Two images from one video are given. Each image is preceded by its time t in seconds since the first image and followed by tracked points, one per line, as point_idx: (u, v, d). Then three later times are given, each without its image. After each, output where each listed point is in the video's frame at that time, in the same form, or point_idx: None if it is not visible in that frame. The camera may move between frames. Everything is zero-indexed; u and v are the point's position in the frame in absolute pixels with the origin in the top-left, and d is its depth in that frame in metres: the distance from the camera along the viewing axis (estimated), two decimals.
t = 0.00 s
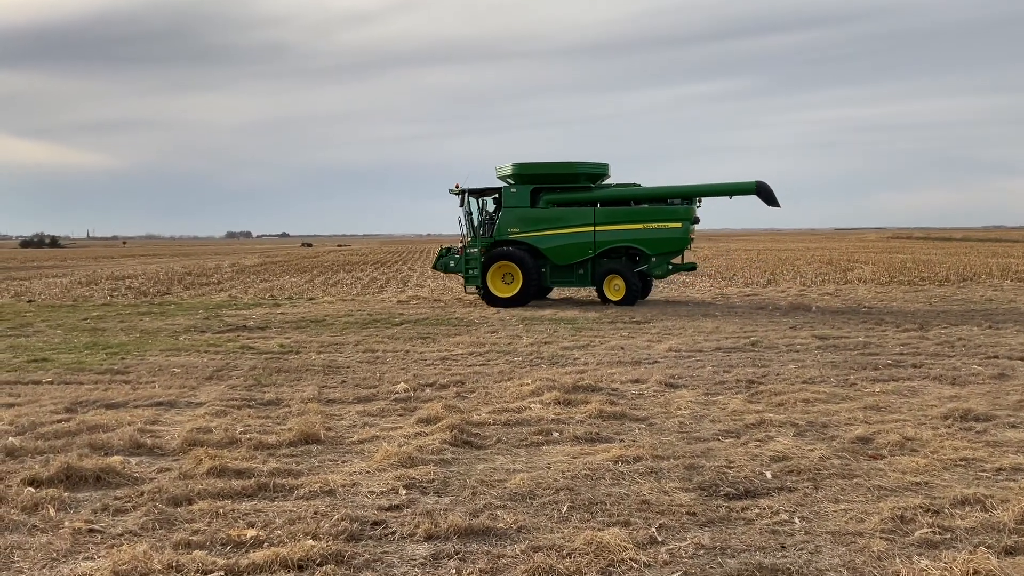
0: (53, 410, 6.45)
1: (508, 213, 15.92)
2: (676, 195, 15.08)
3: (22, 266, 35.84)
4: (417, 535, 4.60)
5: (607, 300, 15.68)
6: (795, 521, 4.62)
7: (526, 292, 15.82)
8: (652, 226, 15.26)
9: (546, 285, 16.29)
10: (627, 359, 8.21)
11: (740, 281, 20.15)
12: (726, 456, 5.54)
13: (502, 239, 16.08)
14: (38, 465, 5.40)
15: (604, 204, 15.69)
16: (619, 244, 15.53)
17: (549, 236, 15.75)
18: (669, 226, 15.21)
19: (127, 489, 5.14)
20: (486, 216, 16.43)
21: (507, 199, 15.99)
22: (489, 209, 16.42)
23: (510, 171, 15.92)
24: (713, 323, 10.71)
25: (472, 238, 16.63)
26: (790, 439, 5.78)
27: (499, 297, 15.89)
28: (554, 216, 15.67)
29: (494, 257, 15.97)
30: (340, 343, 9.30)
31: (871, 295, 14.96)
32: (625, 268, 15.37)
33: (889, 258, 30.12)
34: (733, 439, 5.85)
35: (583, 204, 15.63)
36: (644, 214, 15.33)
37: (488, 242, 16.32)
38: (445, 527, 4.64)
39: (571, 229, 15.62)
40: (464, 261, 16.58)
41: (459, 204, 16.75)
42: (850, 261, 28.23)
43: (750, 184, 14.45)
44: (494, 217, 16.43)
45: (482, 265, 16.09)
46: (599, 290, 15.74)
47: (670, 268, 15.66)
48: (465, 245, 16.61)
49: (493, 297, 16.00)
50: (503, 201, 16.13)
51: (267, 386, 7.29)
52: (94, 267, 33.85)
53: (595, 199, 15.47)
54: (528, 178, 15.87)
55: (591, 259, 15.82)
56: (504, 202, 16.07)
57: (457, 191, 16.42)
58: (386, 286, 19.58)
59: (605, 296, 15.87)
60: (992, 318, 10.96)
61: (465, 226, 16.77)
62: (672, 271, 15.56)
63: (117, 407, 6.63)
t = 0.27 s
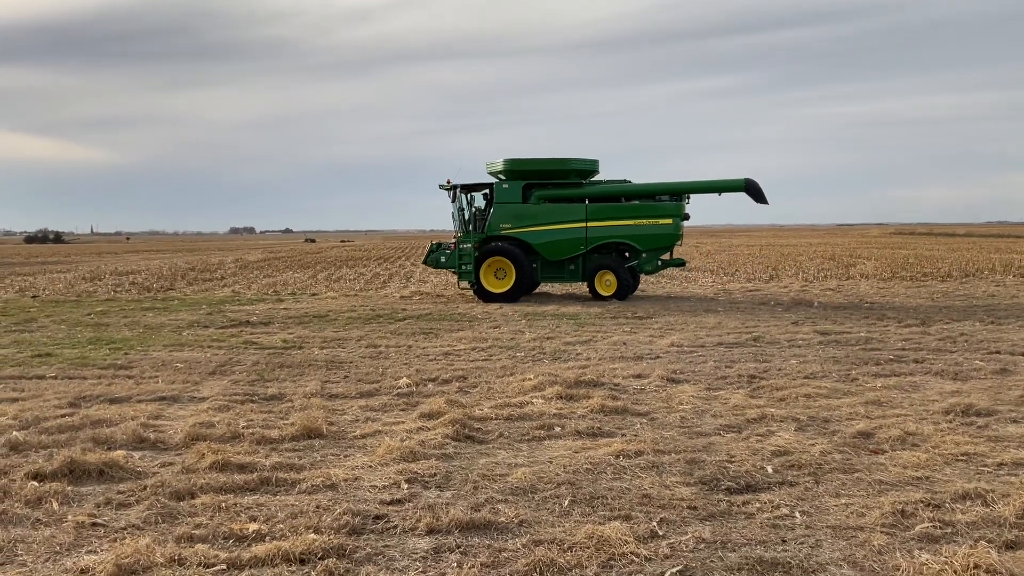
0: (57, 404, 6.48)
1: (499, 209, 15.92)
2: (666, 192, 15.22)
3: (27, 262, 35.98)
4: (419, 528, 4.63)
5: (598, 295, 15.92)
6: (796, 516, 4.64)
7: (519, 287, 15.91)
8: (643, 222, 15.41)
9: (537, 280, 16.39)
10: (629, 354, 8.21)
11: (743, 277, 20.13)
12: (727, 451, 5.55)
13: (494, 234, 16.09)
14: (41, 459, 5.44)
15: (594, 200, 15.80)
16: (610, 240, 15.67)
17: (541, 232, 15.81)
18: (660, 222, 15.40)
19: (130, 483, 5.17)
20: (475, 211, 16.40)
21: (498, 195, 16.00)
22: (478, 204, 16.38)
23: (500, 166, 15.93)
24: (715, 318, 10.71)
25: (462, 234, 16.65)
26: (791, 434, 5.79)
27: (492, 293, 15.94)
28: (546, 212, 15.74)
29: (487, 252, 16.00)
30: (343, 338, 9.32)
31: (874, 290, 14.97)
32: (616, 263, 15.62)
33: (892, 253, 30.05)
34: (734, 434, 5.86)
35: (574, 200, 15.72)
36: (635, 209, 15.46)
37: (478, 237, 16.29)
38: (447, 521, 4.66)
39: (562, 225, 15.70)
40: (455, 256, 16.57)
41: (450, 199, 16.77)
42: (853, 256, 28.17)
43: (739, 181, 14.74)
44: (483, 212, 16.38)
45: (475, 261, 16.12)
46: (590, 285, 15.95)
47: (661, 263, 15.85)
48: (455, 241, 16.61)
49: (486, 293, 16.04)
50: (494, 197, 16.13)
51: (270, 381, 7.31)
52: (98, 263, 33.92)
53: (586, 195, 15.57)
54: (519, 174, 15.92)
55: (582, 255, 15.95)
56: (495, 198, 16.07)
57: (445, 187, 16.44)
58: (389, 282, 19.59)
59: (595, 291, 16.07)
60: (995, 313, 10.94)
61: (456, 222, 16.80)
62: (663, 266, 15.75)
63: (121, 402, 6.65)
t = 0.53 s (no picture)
0: (64, 401, 6.50)
1: (495, 206, 15.96)
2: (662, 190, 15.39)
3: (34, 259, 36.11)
4: (425, 525, 4.65)
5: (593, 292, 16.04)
6: (802, 513, 4.64)
7: (516, 284, 15.95)
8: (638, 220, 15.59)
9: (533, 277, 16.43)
10: (635, 351, 8.20)
11: (750, 274, 20.08)
12: (733, 447, 5.54)
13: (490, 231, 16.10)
14: (48, 456, 5.47)
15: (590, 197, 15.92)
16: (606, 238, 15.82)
17: (537, 229, 15.90)
18: (654, 220, 15.59)
19: (136, 479, 5.19)
20: (469, 208, 16.48)
21: (493, 192, 16.04)
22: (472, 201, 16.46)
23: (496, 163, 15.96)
24: (721, 315, 10.69)
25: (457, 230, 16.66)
26: (798, 431, 5.78)
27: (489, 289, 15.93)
28: (542, 210, 15.83)
29: (484, 249, 16.01)
30: (349, 335, 9.33)
31: (882, 287, 14.93)
32: (612, 260, 15.72)
33: (900, 249, 29.94)
34: (741, 431, 5.84)
35: (570, 197, 15.83)
36: (630, 207, 15.63)
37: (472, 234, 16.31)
38: (453, 517, 4.67)
39: (559, 222, 15.81)
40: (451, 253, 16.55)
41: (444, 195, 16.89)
42: (861, 253, 28.10)
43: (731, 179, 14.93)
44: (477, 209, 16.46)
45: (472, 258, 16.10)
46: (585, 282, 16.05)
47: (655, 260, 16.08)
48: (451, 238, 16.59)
49: (482, 289, 16.05)
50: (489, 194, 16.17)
51: (276, 377, 7.33)
52: (106, 259, 34.04)
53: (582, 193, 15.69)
54: (515, 171, 15.97)
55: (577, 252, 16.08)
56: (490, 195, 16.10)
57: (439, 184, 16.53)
58: (396, 279, 19.61)
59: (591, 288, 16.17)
60: (1004, 310, 10.89)
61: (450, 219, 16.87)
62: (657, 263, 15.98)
63: (127, 399, 6.68)
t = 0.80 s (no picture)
0: (71, 396, 6.52)
1: (490, 202, 15.99)
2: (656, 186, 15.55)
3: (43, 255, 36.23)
4: (432, 519, 4.65)
5: (590, 288, 16.17)
6: (810, 507, 4.62)
7: (514, 279, 16.00)
8: (634, 215, 15.74)
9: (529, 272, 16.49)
10: (642, 347, 8.19)
11: (757, 271, 20.04)
12: (741, 442, 5.53)
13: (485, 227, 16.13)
14: (56, 450, 5.48)
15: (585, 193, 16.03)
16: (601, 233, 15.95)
17: (533, 225, 15.96)
18: (650, 215, 15.77)
19: (144, 474, 5.20)
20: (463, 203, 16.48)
21: (488, 188, 16.07)
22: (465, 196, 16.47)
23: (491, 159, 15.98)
24: (729, 311, 10.67)
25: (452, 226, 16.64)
26: (805, 426, 5.76)
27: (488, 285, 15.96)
28: (538, 205, 15.90)
29: (480, 245, 16.04)
30: (356, 331, 9.34)
31: (890, 284, 14.88)
32: (608, 256, 15.86)
33: (909, 246, 29.83)
34: (748, 425, 5.82)
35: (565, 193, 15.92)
36: (626, 203, 15.77)
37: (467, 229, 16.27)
38: (460, 512, 4.67)
39: (554, 218, 15.89)
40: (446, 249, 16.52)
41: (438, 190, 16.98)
42: (869, 250, 28.00)
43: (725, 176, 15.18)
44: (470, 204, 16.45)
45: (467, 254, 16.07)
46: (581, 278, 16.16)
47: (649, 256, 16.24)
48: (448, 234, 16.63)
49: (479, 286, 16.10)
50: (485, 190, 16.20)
51: (283, 372, 7.34)
52: (114, 257, 34.16)
53: (578, 189, 15.79)
54: (510, 167, 16.02)
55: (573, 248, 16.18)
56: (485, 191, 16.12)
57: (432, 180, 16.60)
58: (403, 276, 19.62)
59: (587, 284, 16.29)
60: (1013, 305, 10.84)
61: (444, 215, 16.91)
62: (651, 259, 16.15)
63: (135, 393, 6.69)
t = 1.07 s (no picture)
0: (84, 393, 6.55)
1: (487, 199, 16.03)
2: (652, 182, 15.59)
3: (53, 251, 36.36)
4: (443, 516, 4.66)
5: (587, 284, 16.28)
6: (821, 505, 4.62)
7: (514, 276, 16.10)
8: (630, 212, 15.79)
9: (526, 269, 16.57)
10: (652, 343, 8.18)
11: (765, 266, 19.97)
12: (752, 439, 5.53)
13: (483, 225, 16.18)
14: (69, 447, 5.51)
15: (581, 190, 16.08)
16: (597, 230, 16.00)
17: (530, 222, 16.02)
18: (646, 212, 15.83)
19: (156, 471, 5.23)
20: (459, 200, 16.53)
21: (484, 185, 16.10)
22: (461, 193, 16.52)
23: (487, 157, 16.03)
24: (738, 307, 10.66)
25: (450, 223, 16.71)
26: (816, 423, 5.75)
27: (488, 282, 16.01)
28: (535, 202, 15.95)
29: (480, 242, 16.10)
30: (366, 327, 9.35)
31: (899, 279, 14.81)
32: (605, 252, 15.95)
33: (918, 241, 29.68)
34: (759, 423, 5.82)
35: (562, 190, 15.97)
36: (622, 200, 15.82)
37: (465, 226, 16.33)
38: (471, 509, 4.69)
39: (551, 215, 15.95)
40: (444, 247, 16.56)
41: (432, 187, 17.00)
42: (878, 245, 27.89)
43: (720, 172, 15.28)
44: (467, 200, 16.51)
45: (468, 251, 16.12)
46: (578, 274, 16.26)
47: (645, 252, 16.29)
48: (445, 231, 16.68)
49: (479, 283, 16.13)
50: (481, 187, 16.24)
51: (294, 369, 7.36)
52: (124, 253, 34.30)
53: (574, 185, 15.84)
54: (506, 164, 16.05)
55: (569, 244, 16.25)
56: (482, 188, 16.17)
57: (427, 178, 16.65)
58: (411, 272, 19.65)
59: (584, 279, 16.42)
60: None
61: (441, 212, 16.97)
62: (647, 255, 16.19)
63: (147, 390, 6.73)
